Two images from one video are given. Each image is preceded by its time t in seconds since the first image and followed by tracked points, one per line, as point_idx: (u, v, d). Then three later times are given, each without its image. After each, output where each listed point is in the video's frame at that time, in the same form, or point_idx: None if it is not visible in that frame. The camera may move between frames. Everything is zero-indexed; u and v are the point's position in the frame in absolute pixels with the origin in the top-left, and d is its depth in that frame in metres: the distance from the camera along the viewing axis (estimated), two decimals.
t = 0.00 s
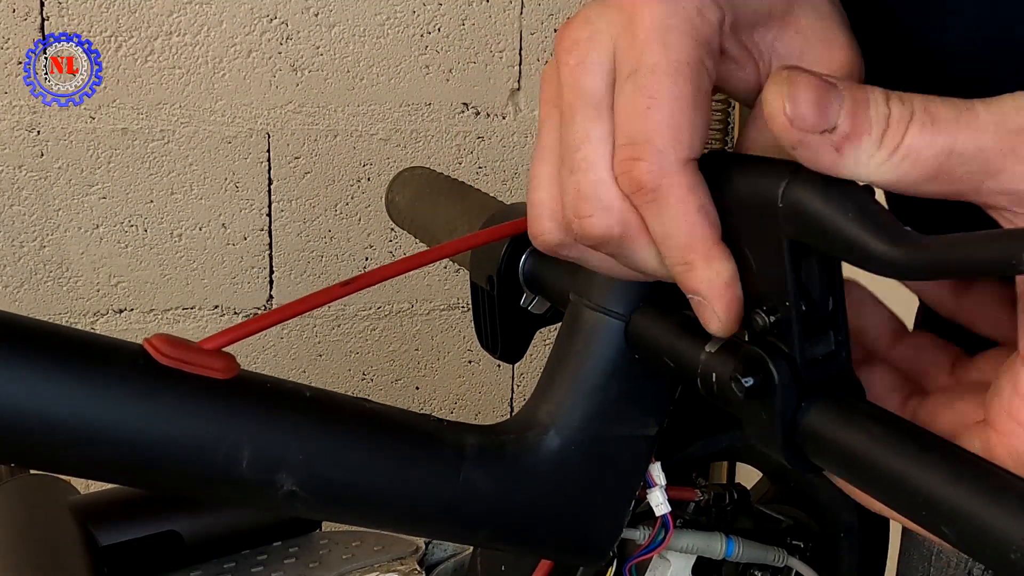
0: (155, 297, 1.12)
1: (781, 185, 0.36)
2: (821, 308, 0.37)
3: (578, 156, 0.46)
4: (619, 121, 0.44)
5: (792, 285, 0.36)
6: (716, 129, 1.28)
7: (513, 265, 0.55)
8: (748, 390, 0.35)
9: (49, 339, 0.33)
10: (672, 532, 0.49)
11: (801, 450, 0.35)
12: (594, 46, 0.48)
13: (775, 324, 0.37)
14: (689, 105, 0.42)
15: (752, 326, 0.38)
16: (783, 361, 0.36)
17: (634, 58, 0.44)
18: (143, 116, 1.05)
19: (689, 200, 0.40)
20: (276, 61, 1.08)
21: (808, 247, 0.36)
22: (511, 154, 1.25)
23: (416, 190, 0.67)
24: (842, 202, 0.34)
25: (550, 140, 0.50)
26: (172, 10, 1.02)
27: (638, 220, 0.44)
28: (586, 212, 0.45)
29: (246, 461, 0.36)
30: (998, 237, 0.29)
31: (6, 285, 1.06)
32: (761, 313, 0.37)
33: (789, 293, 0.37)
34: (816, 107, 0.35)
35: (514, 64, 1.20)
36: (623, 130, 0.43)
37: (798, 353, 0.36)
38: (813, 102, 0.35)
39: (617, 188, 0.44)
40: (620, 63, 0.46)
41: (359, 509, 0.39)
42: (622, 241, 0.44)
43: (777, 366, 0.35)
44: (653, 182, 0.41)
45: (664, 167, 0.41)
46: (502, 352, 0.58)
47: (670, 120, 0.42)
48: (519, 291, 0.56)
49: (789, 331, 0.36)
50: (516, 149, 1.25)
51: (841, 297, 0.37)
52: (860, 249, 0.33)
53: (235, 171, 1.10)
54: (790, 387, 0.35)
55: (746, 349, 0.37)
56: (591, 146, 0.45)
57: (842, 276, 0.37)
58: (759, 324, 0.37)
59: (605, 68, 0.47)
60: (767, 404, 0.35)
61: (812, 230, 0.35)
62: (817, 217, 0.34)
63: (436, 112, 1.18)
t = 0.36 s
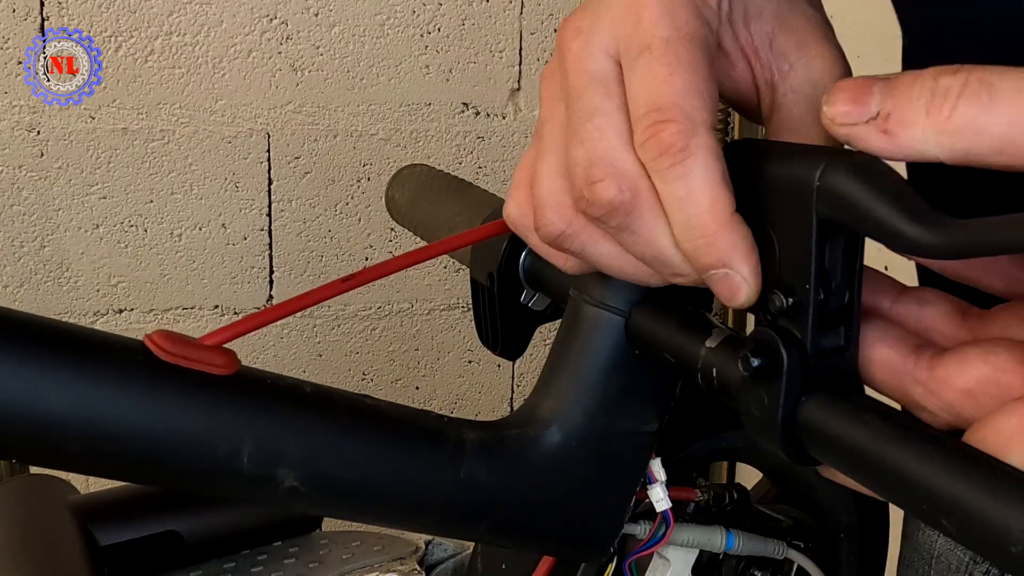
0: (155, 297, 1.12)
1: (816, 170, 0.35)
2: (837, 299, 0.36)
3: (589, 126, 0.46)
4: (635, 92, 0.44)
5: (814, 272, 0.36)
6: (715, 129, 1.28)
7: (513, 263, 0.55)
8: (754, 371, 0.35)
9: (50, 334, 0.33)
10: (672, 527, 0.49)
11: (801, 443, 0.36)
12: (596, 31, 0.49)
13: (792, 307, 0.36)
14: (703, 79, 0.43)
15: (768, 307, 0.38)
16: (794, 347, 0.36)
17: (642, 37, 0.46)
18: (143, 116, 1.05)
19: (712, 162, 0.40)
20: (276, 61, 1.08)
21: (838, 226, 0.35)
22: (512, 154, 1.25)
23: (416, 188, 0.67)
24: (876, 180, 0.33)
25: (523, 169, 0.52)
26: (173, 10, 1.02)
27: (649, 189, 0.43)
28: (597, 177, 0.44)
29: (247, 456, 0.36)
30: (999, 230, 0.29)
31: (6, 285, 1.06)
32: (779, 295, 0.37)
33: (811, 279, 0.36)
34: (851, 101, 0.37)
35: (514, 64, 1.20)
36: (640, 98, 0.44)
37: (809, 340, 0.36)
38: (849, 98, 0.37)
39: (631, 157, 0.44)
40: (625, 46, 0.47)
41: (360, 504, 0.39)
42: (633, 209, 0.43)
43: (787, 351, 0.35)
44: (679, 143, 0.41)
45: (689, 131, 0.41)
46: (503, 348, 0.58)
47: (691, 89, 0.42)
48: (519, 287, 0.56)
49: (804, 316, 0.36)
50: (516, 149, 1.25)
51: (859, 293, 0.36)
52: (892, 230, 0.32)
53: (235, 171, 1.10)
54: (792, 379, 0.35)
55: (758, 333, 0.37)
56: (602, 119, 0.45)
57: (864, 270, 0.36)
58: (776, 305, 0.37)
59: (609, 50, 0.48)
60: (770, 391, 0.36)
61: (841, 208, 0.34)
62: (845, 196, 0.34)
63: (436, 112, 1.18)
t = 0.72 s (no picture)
0: (155, 297, 1.12)
1: (817, 168, 0.35)
2: (838, 300, 0.36)
3: (572, 132, 0.44)
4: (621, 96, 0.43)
5: (814, 273, 0.36)
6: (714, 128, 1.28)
7: (514, 263, 0.55)
8: (755, 373, 0.35)
9: (50, 336, 0.33)
10: (673, 529, 0.49)
11: (803, 445, 0.36)
12: (593, 43, 0.48)
13: (792, 308, 0.37)
14: (690, 85, 0.42)
15: (769, 310, 0.38)
16: (794, 348, 0.35)
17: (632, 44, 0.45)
18: (143, 116, 1.05)
19: (696, 173, 0.39)
20: (276, 61, 1.08)
21: (838, 228, 0.35)
22: (512, 154, 1.25)
23: (417, 188, 0.67)
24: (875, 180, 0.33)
25: (518, 172, 0.51)
26: (172, 10, 1.02)
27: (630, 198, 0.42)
28: (575, 185, 0.43)
29: (247, 458, 0.36)
30: (1000, 231, 0.29)
31: (6, 285, 1.06)
32: (779, 297, 0.37)
33: (811, 281, 0.36)
34: (896, 141, 0.38)
35: (514, 64, 1.20)
36: (625, 103, 0.42)
37: (809, 341, 0.36)
38: (894, 139, 0.38)
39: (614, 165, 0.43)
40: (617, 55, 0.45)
41: (360, 506, 0.39)
42: (611, 218, 0.42)
43: (788, 353, 0.35)
44: (660, 150, 0.39)
45: (671, 140, 0.40)
46: (504, 348, 0.58)
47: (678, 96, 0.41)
48: (520, 288, 0.56)
49: (805, 318, 0.36)
50: (516, 149, 1.25)
51: (860, 293, 0.36)
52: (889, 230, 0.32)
53: (235, 171, 1.10)
54: (794, 382, 0.35)
55: (758, 335, 0.37)
56: (587, 125, 0.44)
57: (864, 269, 0.36)
58: (776, 308, 0.37)
59: (603, 59, 0.46)
60: (772, 394, 0.35)
61: (840, 211, 0.34)
62: (844, 198, 0.34)
63: (436, 112, 1.18)
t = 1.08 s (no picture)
0: (155, 297, 1.12)
1: (815, 168, 0.35)
2: (838, 300, 0.36)
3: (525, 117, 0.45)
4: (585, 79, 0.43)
5: (814, 272, 0.36)
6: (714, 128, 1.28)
7: (514, 263, 0.55)
8: (755, 373, 0.35)
9: (50, 335, 0.33)
10: (673, 528, 0.49)
11: (802, 445, 0.36)
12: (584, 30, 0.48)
13: (792, 308, 0.37)
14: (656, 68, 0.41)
15: (768, 309, 0.38)
16: (794, 348, 0.36)
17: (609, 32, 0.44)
18: (143, 116, 1.05)
19: (641, 130, 0.38)
20: (276, 61, 1.08)
21: (839, 227, 0.35)
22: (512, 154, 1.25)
23: (417, 189, 0.67)
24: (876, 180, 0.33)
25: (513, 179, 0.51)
26: (173, 10, 1.02)
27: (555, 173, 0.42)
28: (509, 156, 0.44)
29: (247, 458, 0.36)
30: (1000, 231, 0.29)
31: (6, 285, 1.06)
32: (779, 296, 0.37)
33: (810, 281, 0.36)
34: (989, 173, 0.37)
35: (514, 64, 1.20)
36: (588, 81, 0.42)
37: (810, 341, 0.36)
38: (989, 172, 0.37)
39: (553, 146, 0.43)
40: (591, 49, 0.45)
41: (361, 506, 0.39)
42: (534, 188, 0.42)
43: (788, 353, 0.35)
44: (608, 104, 0.39)
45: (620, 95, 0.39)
46: (504, 349, 0.58)
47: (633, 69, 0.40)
48: (520, 287, 0.55)
49: (805, 318, 0.36)
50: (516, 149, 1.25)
51: (859, 292, 0.37)
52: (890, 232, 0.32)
53: (235, 171, 1.10)
54: (793, 380, 0.35)
55: (758, 334, 0.37)
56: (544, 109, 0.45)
57: (863, 269, 0.36)
58: (776, 307, 0.37)
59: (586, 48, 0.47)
60: (772, 393, 0.35)
61: (840, 210, 0.34)
62: (846, 199, 0.34)
63: (436, 112, 1.18)
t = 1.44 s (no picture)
0: (155, 297, 1.12)
1: (798, 169, 0.36)
2: (825, 296, 0.36)
3: (572, 107, 0.42)
4: (627, 79, 0.40)
5: (799, 270, 0.36)
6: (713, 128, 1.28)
7: (510, 261, 0.55)
8: (745, 371, 0.36)
9: (48, 333, 0.33)
10: (671, 526, 0.49)
11: (795, 442, 0.36)
12: (605, 11, 0.45)
13: (780, 306, 0.37)
14: (702, 76, 0.39)
15: (759, 307, 0.38)
16: (783, 344, 0.36)
17: (644, 24, 0.41)
18: (143, 116, 1.05)
19: (699, 163, 0.37)
20: (276, 61, 1.08)
21: (822, 227, 0.36)
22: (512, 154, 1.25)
23: (417, 186, 0.67)
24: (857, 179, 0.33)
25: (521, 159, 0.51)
26: (173, 10, 1.03)
27: (623, 181, 0.39)
28: (570, 157, 0.40)
29: (246, 455, 0.36)
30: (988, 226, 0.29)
31: (6, 285, 1.06)
32: (767, 295, 0.38)
33: (795, 278, 0.36)
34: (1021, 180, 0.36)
35: (514, 64, 1.20)
36: (630, 87, 0.40)
37: (798, 338, 0.36)
38: None
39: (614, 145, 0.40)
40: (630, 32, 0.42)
41: (359, 503, 0.39)
42: (600, 199, 0.39)
43: (776, 349, 0.36)
44: (665, 140, 0.37)
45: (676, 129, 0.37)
46: (501, 347, 0.58)
47: (685, 83, 0.38)
48: (517, 286, 0.56)
49: (791, 315, 0.36)
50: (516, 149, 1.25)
51: (846, 288, 0.37)
52: (870, 231, 0.32)
53: (235, 171, 1.10)
54: (784, 376, 0.35)
55: (748, 332, 0.37)
56: (589, 100, 0.41)
57: (848, 266, 0.37)
58: (765, 306, 0.38)
59: (615, 34, 0.43)
60: (763, 390, 0.36)
61: (823, 210, 0.34)
62: (827, 197, 0.34)
63: (436, 112, 1.18)
